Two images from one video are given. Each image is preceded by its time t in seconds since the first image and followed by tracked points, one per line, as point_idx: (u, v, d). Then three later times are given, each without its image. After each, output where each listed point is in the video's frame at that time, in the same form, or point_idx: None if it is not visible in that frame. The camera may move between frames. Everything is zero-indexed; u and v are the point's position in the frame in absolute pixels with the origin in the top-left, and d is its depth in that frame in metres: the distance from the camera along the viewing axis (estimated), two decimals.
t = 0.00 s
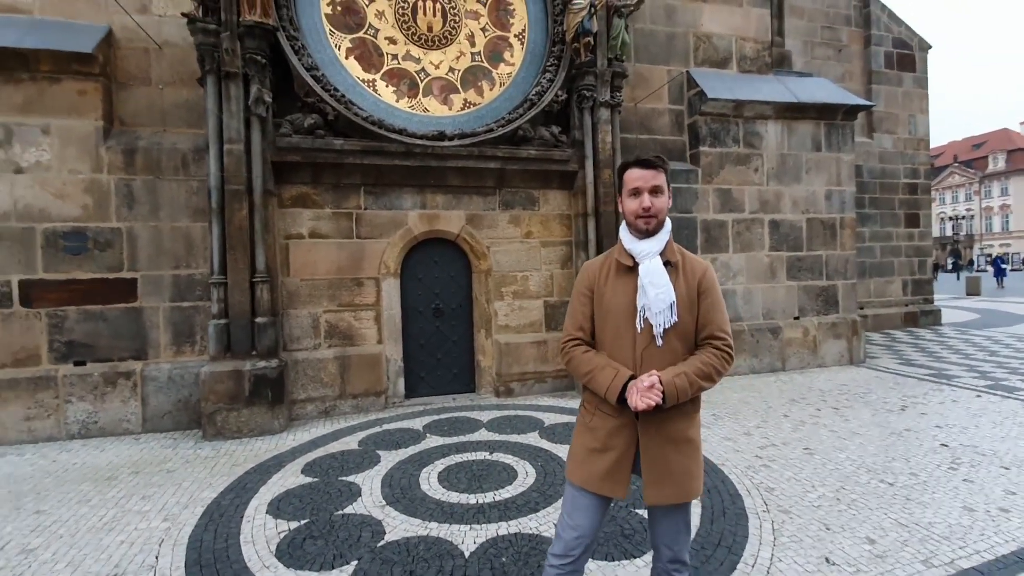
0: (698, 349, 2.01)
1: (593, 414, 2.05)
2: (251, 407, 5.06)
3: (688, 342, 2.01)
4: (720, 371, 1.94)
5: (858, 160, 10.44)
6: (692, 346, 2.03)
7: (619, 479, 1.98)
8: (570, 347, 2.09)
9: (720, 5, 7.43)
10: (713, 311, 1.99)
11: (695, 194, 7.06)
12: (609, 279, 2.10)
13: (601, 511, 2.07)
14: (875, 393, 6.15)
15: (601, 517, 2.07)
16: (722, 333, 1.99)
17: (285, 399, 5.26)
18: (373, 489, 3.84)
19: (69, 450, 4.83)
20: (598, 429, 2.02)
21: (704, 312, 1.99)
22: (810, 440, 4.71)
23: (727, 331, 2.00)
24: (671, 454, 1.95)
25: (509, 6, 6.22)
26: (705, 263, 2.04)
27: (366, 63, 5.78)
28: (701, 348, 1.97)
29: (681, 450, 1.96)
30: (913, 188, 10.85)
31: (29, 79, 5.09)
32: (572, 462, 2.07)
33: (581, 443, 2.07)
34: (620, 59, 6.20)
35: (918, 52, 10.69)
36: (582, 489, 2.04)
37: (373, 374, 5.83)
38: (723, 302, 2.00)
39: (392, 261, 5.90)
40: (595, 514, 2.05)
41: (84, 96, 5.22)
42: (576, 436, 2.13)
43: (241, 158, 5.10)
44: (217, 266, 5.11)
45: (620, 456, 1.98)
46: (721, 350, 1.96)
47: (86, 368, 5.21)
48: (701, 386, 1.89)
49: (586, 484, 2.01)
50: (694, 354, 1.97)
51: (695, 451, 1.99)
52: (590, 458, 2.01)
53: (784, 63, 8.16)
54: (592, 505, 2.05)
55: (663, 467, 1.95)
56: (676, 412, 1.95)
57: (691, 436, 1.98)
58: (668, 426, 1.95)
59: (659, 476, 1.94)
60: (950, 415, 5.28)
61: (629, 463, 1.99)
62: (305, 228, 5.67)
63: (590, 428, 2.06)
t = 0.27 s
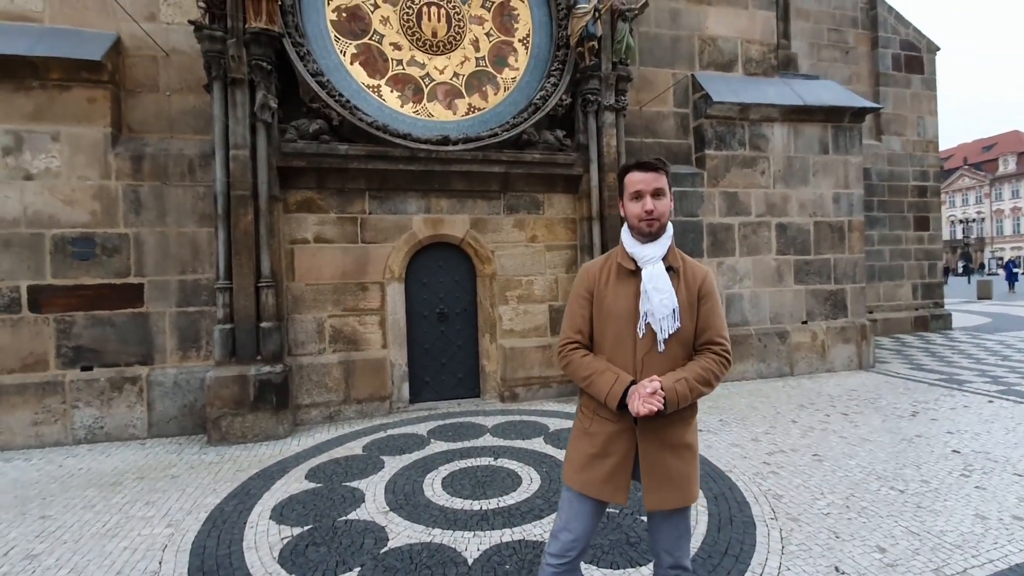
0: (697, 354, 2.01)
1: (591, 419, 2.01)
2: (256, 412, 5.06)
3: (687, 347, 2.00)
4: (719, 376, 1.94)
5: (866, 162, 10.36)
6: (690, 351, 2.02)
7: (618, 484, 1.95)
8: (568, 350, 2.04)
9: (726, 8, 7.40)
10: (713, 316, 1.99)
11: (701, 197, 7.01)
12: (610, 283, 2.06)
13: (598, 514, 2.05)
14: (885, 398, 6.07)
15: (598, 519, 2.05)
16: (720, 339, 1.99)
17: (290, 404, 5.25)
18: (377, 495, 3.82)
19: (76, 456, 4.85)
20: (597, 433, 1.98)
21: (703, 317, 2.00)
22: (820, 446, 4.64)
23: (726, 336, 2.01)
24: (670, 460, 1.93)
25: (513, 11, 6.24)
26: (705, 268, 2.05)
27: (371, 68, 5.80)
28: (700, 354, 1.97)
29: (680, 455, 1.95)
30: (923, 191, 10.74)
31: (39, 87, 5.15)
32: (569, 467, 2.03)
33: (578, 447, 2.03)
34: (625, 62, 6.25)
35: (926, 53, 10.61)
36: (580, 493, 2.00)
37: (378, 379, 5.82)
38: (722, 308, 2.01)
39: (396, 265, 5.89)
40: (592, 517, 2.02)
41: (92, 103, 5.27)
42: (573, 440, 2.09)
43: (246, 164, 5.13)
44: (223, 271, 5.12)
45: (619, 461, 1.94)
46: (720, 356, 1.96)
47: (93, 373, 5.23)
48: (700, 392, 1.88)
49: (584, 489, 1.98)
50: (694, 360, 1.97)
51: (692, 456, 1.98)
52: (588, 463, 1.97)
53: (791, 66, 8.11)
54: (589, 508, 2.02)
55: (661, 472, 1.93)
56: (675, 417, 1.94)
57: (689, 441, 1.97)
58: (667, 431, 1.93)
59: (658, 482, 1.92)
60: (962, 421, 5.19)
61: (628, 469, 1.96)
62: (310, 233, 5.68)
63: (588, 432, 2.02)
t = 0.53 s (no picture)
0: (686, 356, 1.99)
1: (582, 425, 2.01)
2: (260, 416, 5.06)
3: (677, 349, 1.99)
4: (709, 377, 1.92)
5: (871, 165, 10.33)
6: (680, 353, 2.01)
7: (611, 489, 1.94)
8: (555, 356, 2.03)
9: (729, 12, 7.41)
10: (701, 318, 1.98)
11: (705, 200, 7.00)
12: (597, 287, 2.06)
13: (595, 518, 2.05)
14: (892, 402, 6.03)
15: (595, 523, 2.05)
16: (709, 339, 1.98)
17: (294, 407, 5.25)
18: (381, 499, 3.80)
19: (80, 459, 4.85)
20: (588, 439, 1.98)
21: (691, 319, 1.99)
22: (826, 451, 4.61)
23: (715, 337, 2.00)
24: (662, 463, 1.91)
25: (516, 15, 6.26)
26: (692, 270, 2.04)
27: (375, 73, 5.82)
28: (689, 356, 1.96)
29: (672, 458, 1.93)
30: (928, 193, 10.71)
31: (45, 92, 5.18)
32: (562, 473, 2.03)
33: (570, 453, 2.03)
34: (628, 66, 6.29)
35: (930, 57, 10.60)
36: (574, 499, 2.00)
37: (381, 383, 5.81)
38: (710, 309, 2.00)
39: (400, 269, 5.89)
40: (588, 521, 2.03)
41: (98, 108, 5.30)
42: (565, 446, 2.09)
43: (251, 168, 5.15)
44: (227, 275, 5.14)
45: (612, 466, 1.94)
46: (710, 356, 1.94)
47: (98, 377, 5.24)
48: (691, 394, 1.86)
49: (578, 495, 1.97)
50: (683, 361, 1.95)
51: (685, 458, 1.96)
52: (581, 469, 1.97)
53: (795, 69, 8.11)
54: (585, 512, 2.02)
55: (654, 476, 1.90)
56: (666, 420, 1.93)
57: (681, 443, 1.96)
58: (658, 434, 1.92)
59: (651, 486, 1.90)
60: (969, 425, 5.15)
61: (620, 473, 1.95)
62: (314, 237, 5.69)
63: (579, 438, 2.01)
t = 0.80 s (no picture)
0: (681, 359, 1.98)
1: (578, 429, 2.01)
2: (273, 418, 5.10)
3: (671, 353, 1.98)
4: (703, 381, 1.91)
5: (886, 166, 10.19)
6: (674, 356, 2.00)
7: (608, 493, 1.93)
8: (551, 362, 2.03)
9: (741, 13, 7.36)
10: (693, 320, 1.96)
11: (717, 202, 6.96)
12: (590, 292, 2.06)
13: (595, 521, 2.04)
14: (909, 406, 5.93)
15: (595, 525, 2.04)
16: (702, 342, 1.96)
17: (306, 410, 5.29)
18: (392, 502, 3.82)
19: (97, 461, 4.92)
20: (583, 443, 1.97)
21: (684, 321, 1.97)
22: (842, 456, 4.54)
23: (709, 339, 1.98)
24: (658, 466, 1.89)
25: (526, 19, 6.27)
26: (684, 272, 2.02)
27: (386, 78, 5.86)
28: (683, 359, 1.94)
29: (669, 461, 1.91)
30: (944, 194, 10.54)
31: (64, 100, 5.29)
32: (559, 477, 2.03)
33: (567, 457, 2.02)
34: (639, 67, 6.25)
35: (945, 56, 10.46)
36: (572, 503, 1.99)
37: (392, 386, 5.83)
38: (703, 311, 1.98)
39: (411, 273, 5.92)
40: (587, 523, 2.02)
41: (115, 115, 5.39)
42: (562, 449, 2.08)
43: (264, 173, 5.21)
44: (241, 279, 5.19)
45: (608, 469, 1.93)
46: (702, 360, 1.93)
47: (114, 379, 5.32)
48: (683, 398, 1.86)
49: (575, 499, 1.97)
50: (677, 365, 1.94)
51: (682, 461, 1.95)
52: (577, 473, 1.97)
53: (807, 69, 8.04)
54: (584, 515, 2.01)
55: (650, 479, 1.89)
56: (661, 423, 1.91)
57: (678, 446, 1.94)
58: (653, 438, 1.90)
59: (647, 489, 1.88)
60: (988, 430, 5.05)
61: (617, 477, 1.94)
62: (326, 240, 5.73)
63: (575, 442, 2.01)
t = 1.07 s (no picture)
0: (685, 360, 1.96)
1: (581, 430, 2.00)
2: (288, 419, 5.15)
3: (675, 354, 1.96)
4: (707, 383, 1.88)
5: (904, 165, 10.03)
6: (679, 358, 1.98)
7: (611, 495, 1.92)
8: (555, 363, 2.04)
9: (754, 11, 7.30)
10: (698, 321, 1.93)
11: (731, 203, 6.90)
12: (593, 293, 2.06)
13: (601, 523, 2.03)
14: (930, 409, 5.82)
15: (601, 526, 2.04)
16: (708, 343, 1.93)
17: (321, 411, 5.34)
18: (406, 503, 3.84)
19: (117, 461, 5.01)
20: (587, 444, 1.97)
21: (688, 322, 1.95)
22: (861, 460, 4.47)
23: (714, 340, 1.95)
24: (662, 469, 1.88)
25: (538, 21, 6.28)
26: (688, 273, 2.01)
27: (399, 81, 5.90)
28: (687, 361, 1.92)
29: (673, 463, 1.89)
30: (965, 193, 10.34)
31: (86, 107, 5.40)
32: (563, 478, 2.03)
33: (571, 459, 2.02)
34: (651, 68, 6.25)
35: (964, 52, 10.28)
36: (576, 504, 1.99)
37: (406, 387, 5.87)
38: (708, 312, 1.95)
39: (424, 275, 5.95)
40: (593, 524, 2.02)
41: (135, 122, 5.50)
42: (567, 450, 2.08)
43: (280, 177, 5.28)
44: (257, 282, 5.26)
45: (612, 471, 1.93)
46: (708, 362, 1.90)
47: (135, 381, 5.41)
48: (687, 400, 1.84)
49: (579, 500, 1.97)
50: (681, 366, 1.92)
51: (687, 463, 1.92)
52: (581, 474, 1.96)
53: (823, 68, 7.95)
54: (590, 516, 2.01)
55: (654, 482, 1.88)
56: (665, 425, 1.90)
57: (682, 448, 1.92)
58: (657, 439, 1.89)
59: (651, 492, 1.87)
60: (1012, 433, 4.94)
61: (621, 479, 1.93)
62: (340, 243, 5.79)
63: (579, 443, 2.00)
